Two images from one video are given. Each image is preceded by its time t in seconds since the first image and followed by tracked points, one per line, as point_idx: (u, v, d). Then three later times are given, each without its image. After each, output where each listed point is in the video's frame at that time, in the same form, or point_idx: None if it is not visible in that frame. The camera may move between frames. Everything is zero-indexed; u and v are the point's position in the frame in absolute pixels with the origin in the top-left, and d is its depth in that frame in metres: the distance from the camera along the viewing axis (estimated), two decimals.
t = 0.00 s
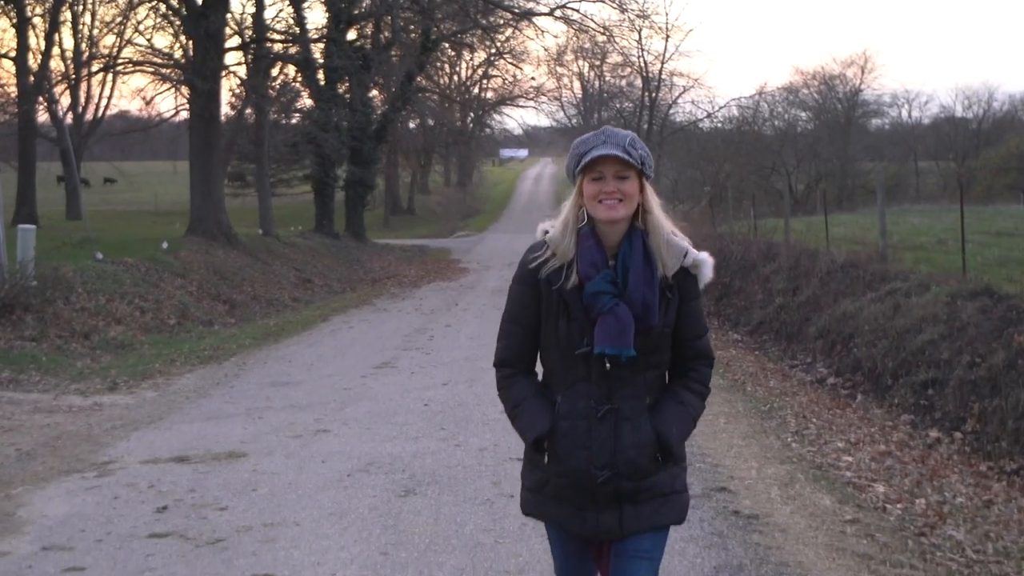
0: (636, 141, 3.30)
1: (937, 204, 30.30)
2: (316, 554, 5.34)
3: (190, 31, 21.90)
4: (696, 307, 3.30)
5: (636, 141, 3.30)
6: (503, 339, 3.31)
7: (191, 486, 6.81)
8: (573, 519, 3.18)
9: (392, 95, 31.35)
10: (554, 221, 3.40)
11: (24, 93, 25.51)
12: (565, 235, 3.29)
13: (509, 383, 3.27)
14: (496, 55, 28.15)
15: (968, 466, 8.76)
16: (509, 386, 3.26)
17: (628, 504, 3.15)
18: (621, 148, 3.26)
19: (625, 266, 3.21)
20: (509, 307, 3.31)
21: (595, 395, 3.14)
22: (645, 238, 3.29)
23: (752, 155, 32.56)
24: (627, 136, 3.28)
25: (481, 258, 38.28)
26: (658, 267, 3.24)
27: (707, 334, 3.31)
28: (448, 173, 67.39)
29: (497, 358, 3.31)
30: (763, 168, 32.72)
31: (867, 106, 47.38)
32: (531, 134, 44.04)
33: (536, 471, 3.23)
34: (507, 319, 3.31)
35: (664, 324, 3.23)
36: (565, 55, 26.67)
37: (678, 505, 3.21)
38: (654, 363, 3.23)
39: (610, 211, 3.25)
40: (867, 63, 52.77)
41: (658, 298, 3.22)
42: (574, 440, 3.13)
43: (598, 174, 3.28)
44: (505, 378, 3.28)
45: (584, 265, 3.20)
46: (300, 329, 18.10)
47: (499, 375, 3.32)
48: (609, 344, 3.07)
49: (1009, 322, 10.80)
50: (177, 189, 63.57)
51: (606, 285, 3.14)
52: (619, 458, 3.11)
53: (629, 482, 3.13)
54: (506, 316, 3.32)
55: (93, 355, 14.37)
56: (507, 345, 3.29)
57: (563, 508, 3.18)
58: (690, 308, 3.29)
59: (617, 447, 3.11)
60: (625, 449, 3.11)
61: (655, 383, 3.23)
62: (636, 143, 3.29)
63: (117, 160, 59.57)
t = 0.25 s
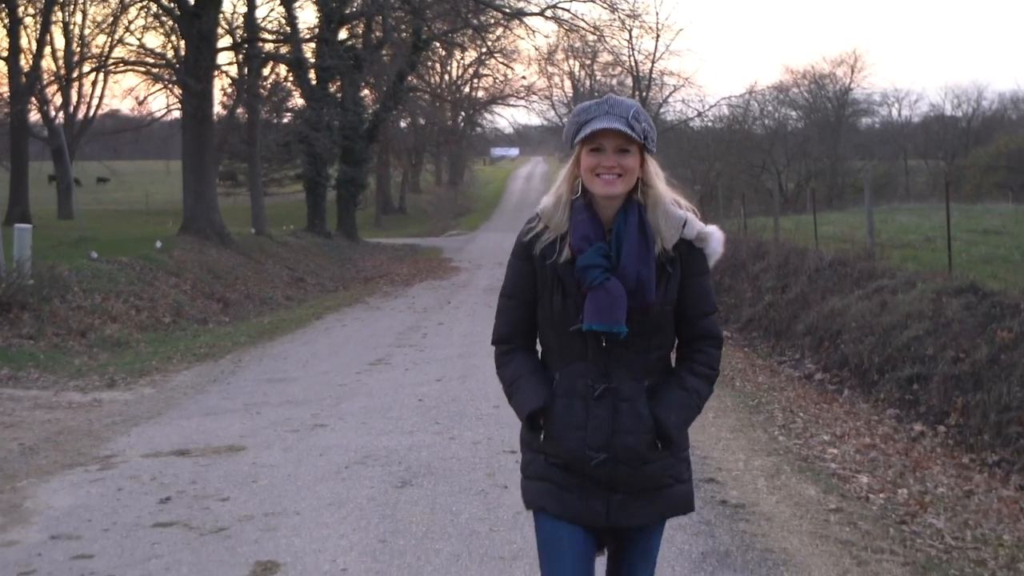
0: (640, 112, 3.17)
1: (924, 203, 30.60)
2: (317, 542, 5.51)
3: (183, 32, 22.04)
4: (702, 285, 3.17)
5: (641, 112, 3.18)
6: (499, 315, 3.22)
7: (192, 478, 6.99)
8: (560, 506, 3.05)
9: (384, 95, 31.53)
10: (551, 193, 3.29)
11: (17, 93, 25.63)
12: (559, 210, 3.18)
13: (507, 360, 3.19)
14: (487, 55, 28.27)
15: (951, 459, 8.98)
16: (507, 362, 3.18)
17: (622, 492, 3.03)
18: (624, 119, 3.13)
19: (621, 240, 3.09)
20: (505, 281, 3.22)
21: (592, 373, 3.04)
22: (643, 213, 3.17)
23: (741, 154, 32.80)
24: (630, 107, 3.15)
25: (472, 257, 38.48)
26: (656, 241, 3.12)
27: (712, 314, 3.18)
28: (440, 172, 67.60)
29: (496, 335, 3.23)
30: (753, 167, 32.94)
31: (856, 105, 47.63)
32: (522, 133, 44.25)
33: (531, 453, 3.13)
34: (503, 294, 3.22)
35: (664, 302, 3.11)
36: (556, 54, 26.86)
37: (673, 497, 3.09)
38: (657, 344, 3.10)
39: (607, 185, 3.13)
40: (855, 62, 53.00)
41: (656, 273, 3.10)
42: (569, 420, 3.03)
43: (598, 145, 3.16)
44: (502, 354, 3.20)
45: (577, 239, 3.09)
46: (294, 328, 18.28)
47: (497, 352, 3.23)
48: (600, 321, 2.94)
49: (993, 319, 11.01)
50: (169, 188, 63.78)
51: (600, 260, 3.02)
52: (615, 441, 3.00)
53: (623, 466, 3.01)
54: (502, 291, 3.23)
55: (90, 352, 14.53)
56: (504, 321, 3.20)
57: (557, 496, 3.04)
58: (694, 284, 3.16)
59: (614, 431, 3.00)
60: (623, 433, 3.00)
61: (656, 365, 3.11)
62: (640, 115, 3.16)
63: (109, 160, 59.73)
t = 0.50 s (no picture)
0: (639, 129, 3.06)
1: (916, 193, 30.81)
2: (322, 524, 5.70)
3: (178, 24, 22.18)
4: (702, 311, 3.03)
5: (639, 130, 3.06)
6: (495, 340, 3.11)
7: (199, 463, 7.19)
8: (553, 541, 2.93)
9: (378, 85, 31.69)
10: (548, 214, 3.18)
11: (13, 85, 25.74)
12: (554, 231, 3.07)
13: (502, 385, 3.09)
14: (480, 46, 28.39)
15: (938, 445, 9.19)
16: (502, 388, 3.08)
17: (617, 527, 2.92)
18: (621, 137, 3.02)
19: (617, 262, 2.97)
20: (500, 306, 3.11)
21: (589, 405, 2.92)
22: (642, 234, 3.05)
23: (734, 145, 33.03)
24: (627, 123, 3.04)
25: (466, 247, 38.69)
26: (654, 263, 2.99)
27: (716, 340, 3.04)
28: (434, 162, 67.80)
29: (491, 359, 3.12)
30: (746, 157, 33.15)
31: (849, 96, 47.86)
32: (516, 124, 44.46)
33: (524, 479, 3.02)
34: (498, 319, 3.11)
35: (664, 327, 2.98)
36: (550, 45, 27.04)
37: (666, 530, 2.98)
38: (657, 373, 2.98)
39: (603, 206, 3.02)
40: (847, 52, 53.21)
41: (656, 298, 2.97)
42: (565, 450, 2.91)
43: (593, 164, 3.05)
44: (496, 379, 3.10)
45: (572, 263, 2.98)
46: (290, 318, 18.44)
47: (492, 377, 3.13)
48: (596, 351, 2.83)
49: (980, 309, 11.22)
50: (163, 179, 63.97)
51: (596, 287, 2.90)
52: (612, 474, 2.88)
53: (620, 500, 2.89)
54: (498, 315, 3.12)
55: (90, 343, 14.69)
56: (500, 348, 3.09)
57: (548, 528, 2.93)
58: (695, 311, 3.02)
59: (613, 464, 2.89)
60: (621, 469, 2.89)
61: (656, 394, 2.98)
62: (638, 134, 3.05)
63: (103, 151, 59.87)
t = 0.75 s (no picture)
0: (642, 87, 2.95)
1: (908, 191, 31.00)
2: (328, 510, 5.88)
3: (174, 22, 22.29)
4: (708, 276, 2.95)
5: (643, 87, 2.95)
6: (490, 314, 3.02)
7: (205, 453, 7.38)
8: (561, 525, 2.84)
9: (373, 83, 31.86)
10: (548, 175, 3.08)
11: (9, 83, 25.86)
12: (556, 195, 2.98)
13: (495, 364, 2.98)
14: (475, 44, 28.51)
15: (927, 437, 9.39)
16: (497, 366, 2.99)
17: (630, 508, 2.81)
18: (625, 97, 2.91)
19: (623, 229, 2.88)
20: (497, 274, 3.01)
21: (591, 379, 2.82)
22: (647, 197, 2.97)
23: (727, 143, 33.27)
24: (631, 80, 2.93)
25: (461, 245, 38.88)
26: (663, 227, 2.92)
27: (724, 308, 2.95)
28: (428, 160, 68.04)
29: (485, 336, 3.03)
30: (739, 155, 33.38)
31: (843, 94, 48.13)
32: (510, 122, 44.66)
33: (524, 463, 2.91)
34: (494, 289, 3.01)
35: (671, 296, 2.90)
36: (544, 44, 27.21)
37: (689, 510, 2.86)
38: (663, 345, 2.89)
39: (608, 168, 2.92)
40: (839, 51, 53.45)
41: (663, 264, 2.89)
42: (567, 429, 2.81)
43: (597, 125, 2.95)
44: (491, 357, 3.00)
45: (576, 228, 2.89)
46: (287, 314, 18.62)
47: (486, 353, 3.04)
48: (603, 317, 2.73)
49: (970, 304, 11.41)
50: (158, 176, 64.13)
51: (602, 251, 2.81)
52: (618, 450, 2.79)
53: (630, 479, 2.79)
54: (493, 286, 3.02)
55: (91, 338, 14.86)
56: (495, 320, 3.00)
57: (553, 508, 2.84)
58: (703, 276, 2.94)
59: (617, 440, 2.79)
60: (625, 442, 2.79)
61: (662, 366, 2.90)
62: (642, 91, 2.94)
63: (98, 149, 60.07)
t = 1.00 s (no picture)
0: (663, 103, 2.88)
1: (891, 179, 31.24)
2: (325, 490, 6.08)
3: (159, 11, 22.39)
4: (723, 302, 2.90)
5: (665, 105, 2.88)
6: (492, 338, 2.89)
7: (202, 438, 7.57)
8: (583, 555, 2.76)
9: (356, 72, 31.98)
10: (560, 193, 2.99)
11: None
12: (571, 211, 2.88)
13: (501, 392, 2.86)
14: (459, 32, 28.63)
15: (906, 420, 9.63)
16: (502, 394, 2.85)
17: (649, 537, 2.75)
18: (646, 111, 2.83)
19: (641, 251, 2.80)
20: (502, 296, 2.88)
21: (604, 409, 2.72)
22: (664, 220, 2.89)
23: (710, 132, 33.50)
24: (653, 96, 2.86)
25: (446, 234, 39.09)
26: (682, 250, 2.85)
27: (737, 335, 2.92)
28: (412, 150, 68.20)
29: (486, 361, 2.90)
30: (722, 144, 33.60)
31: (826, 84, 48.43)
32: (494, 111, 44.86)
33: (533, 497, 2.79)
34: (497, 311, 2.88)
35: (687, 321, 2.82)
36: (528, 33, 27.41)
37: (702, 541, 2.79)
38: (678, 368, 2.82)
39: (627, 186, 2.84)
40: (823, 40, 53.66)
41: (681, 289, 2.81)
42: (577, 464, 2.70)
43: (614, 140, 2.87)
44: (496, 384, 2.87)
45: (592, 248, 2.78)
46: (275, 303, 18.77)
47: (488, 380, 2.90)
48: (620, 343, 2.65)
49: (949, 291, 11.66)
50: (142, 165, 64.22)
51: (620, 273, 2.71)
52: (634, 483, 2.69)
53: (646, 513, 2.70)
54: (496, 309, 2.89)
55: (81, 327, 15.00)
56: (497, 343, 2.87)
57: (566, 544, 2.75)
58: (719, 301, 2.89)
59: (632, 470, 2.69)
60: (642, 472, 2.69)
61: (674, 394, 2.82)
62: (665, 109, 2.87)
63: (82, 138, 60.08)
